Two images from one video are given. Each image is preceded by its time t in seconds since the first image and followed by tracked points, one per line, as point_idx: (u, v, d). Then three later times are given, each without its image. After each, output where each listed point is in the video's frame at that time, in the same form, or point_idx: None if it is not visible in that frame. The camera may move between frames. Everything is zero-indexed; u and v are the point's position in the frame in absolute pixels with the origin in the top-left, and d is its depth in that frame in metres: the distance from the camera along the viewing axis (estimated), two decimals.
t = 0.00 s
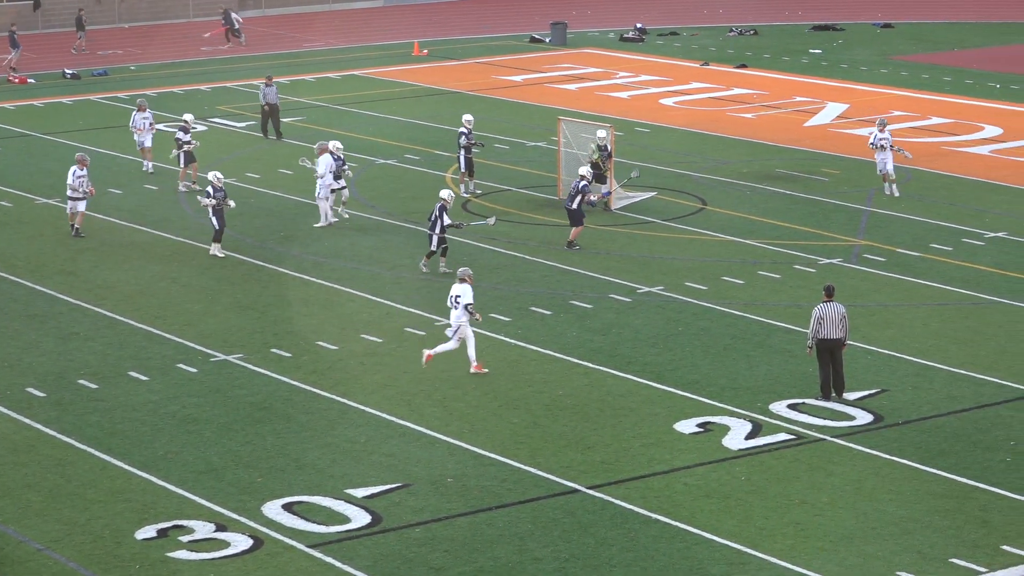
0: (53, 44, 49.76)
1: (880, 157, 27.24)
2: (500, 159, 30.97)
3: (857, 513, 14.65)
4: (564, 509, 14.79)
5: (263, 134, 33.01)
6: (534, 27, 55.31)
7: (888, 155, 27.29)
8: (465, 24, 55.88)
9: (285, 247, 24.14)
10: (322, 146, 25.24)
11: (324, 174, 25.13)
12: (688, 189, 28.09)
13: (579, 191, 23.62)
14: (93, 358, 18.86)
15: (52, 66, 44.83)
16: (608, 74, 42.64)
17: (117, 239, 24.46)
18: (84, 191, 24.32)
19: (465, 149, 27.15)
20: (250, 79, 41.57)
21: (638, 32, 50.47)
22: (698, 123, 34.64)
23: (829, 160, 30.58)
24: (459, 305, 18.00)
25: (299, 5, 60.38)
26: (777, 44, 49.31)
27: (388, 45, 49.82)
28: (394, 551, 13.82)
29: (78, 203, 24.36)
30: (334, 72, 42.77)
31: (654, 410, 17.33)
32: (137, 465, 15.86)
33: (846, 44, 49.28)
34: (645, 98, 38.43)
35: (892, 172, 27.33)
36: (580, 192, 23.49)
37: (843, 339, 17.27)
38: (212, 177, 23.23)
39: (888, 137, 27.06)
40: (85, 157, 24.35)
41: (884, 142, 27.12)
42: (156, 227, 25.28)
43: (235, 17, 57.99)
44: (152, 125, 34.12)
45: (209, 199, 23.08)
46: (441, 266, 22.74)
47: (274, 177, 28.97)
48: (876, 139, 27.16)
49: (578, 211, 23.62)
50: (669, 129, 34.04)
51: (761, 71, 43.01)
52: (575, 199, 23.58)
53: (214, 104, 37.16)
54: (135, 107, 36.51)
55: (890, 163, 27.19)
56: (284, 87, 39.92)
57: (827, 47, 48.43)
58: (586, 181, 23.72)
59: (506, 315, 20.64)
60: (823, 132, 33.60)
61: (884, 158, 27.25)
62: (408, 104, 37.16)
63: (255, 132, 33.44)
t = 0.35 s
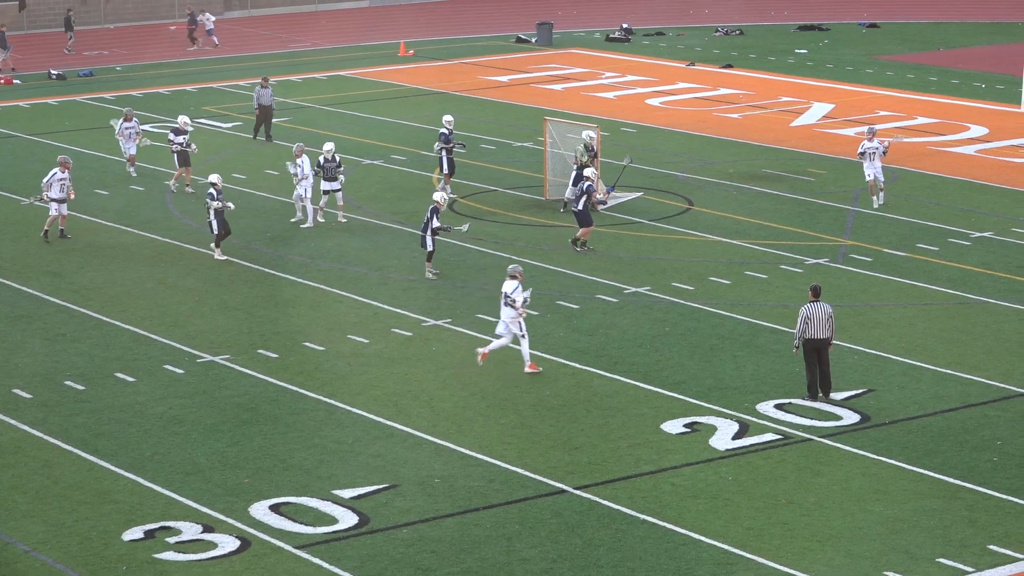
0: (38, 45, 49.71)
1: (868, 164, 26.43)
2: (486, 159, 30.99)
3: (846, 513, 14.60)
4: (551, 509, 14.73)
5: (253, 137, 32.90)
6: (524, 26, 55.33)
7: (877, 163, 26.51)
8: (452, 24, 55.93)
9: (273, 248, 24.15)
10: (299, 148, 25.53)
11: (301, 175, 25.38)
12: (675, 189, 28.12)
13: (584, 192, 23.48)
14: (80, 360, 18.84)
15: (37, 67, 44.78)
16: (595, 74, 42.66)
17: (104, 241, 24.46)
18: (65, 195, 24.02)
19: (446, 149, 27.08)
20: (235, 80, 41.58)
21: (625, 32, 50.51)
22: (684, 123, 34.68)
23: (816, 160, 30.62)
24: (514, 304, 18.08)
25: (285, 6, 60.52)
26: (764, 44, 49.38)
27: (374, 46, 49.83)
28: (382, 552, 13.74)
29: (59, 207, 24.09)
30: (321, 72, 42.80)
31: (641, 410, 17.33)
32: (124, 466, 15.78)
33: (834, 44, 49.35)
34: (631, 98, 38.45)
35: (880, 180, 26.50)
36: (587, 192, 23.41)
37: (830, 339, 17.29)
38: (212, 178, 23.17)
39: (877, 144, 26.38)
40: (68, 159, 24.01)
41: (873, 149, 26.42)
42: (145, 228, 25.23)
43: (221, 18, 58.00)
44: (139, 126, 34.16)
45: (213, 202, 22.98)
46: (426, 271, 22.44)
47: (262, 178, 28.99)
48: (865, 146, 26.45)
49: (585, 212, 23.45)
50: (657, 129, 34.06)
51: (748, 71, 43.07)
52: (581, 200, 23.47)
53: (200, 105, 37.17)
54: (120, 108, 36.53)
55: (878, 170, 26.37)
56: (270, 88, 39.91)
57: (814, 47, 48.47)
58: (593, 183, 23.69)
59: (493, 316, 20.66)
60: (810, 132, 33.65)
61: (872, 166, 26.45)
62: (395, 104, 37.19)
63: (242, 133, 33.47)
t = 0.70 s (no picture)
0: (34, 45, 49.73)
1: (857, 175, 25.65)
2: (483, 160, 30.99)
3: (844, 514, 14.60)
4: (549, 510, 14.72)
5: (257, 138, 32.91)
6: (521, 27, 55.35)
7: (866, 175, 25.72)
8: (450, 25, 55.94)
9: (270, 249, 24.15)
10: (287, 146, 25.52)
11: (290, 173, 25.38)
12: (672, 189, 28.13)
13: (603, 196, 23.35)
14: (78, 360, 18.83)
15: (32, 67, 44.71)
16: (592, 75, 42.68)
17: (101, 241, 24.46)
18: (58, 199, 23.93)
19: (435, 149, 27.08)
20: (231, 80, 41.58)
21: (623, 32, 50.52)
22: (680, 124, 34.70)
23: (813, 161, 30.64)
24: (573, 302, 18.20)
25: (283, 6, 60.50)
26: (761, 44, 49.39)
27: (371, 46, 49.84)
28: (379, 553, 13.73)
29: (52, 211, 23.99)
30: (318, 73, 42.81)
31: (638, 411, 17.32)
32: (121, 467, 15.77)
33: (831, 45, 49.37)
34: (628, 99, 38.44)
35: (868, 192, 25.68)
36: (603, 196, 23.26)
37: (826, 339, 17.30)
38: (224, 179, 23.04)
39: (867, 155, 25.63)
40: (58, 163, 23.90)
41: (862, 159, 25.64)
42: (143, 229, 25.24)
43: (218, 18, 58.01)
44: (135, 127, 34.18)
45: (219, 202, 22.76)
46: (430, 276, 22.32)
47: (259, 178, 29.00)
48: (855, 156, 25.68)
49: (601, 217, 23.31)
50: (654, 129, 34.08)
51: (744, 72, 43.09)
52: (597, 204, 23.32)
53: (197, 105, 37.18)
54: (118, 108, 36.55)
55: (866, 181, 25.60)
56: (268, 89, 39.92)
57: (811, 48, 48.49)
58: (607, 187, 23.55)
59: (490, 317, 20.67)
60: (807, 133, 33.67)
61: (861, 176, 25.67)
62: (392, 104, 37.21)
63: (238, 133, 33.50)
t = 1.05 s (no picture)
0: (35, 47, 49.77)
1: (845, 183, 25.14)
2: (484, 161, 30.99)
3: (845, 516, 14.59)
4: (549, 512, 14.73)
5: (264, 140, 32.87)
6: (522, 28, 55.36)
7: (853, 183, 25.22)
8: (450, 26, 55.97)
9: (271, 250, 24.16)
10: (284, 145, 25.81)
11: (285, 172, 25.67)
12: (672, 191, 28.15)
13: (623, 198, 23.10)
14: (79, 362, 18.84)
15: (32, 70, 44.68)
16: (592, 76, 42.71)
17: (102, 243, 24.48)
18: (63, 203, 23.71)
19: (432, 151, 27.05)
20: (231, 82, 41.59)
21: (624, 33, 50.54)
22: (681, 125, 34.72)
23: (814, 162, 30.65)
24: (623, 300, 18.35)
25: (283, 7, 60.53)
26: (761, 46, 49.40)
27: (370, 48, 49.84)
28: (380, 555, 13.73)
29: (56, 216, 23.71)
30: (318, 75, 42.83)
31: (639, 413, 17.33)
32: (122, 468, 15.78)
33: (831, 46, 49.39)
34: (629, 100, 38.44)
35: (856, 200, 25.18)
36: (622, 197, 23.03)
37: (826, 341, 17.33)
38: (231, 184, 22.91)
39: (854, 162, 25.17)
40: (62, 168, 23.85)
41: (850, 167, 25.14)
42: (144, 231, 25.26)
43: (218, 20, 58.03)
44: (136, 128, 34.22)
45: (226, 206, 22.72)
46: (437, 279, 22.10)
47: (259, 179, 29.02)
48: (842, 164, 25.15)
49: (616, 218, 23.10)
50: (654, 130, 34.10)
51: (744, 73, 43.11)
52: (615, 205, 23.07)
53: (197, 107, 37.20)
54: (118, 110, 36.59)
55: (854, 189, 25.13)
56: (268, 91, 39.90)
57: (811, 50, 48.49)
58: (626, 188, 23.27)
59: (491, 319, 20.68)
60: (807, 134, 33.69)
61: (848, 184, 25.17)
62: (393, 106, 37.22)
63: (239, 135, 33.53)
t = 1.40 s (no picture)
0: (34, 47, 49.75)
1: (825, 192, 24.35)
2: (483, 161, 30.98)
3: (844, 516, 14.59)
4: (548, 511, 14.72)
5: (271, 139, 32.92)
6: (521, 27, 55.36)
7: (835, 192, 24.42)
8: (449, 26, 55.97)
9: (270, 250, 24.17)
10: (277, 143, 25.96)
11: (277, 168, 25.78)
12: (671, 190, 28.15)
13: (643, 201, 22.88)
14: (78, 361, 18.84)
15: (31, 69, 44.73)
16: (591, 76, 42.71)
17: (101, 243, 24.48)
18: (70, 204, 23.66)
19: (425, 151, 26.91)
20: (230, 82, 41.59)
21: (623, 33, 50.55)
22: (680, 125, 34.71)
23: (812, 162, 30.64)
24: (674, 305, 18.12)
25: (283, 7, 60.53)
26: (761, 46, 49.41)
27: (369, 48, 49.83)
28: (378, 554, 13.72)
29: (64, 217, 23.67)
30: (317, 74, 42.83)
31: (638, 412, 17.33)
32: (121, 467, 15.78)
33: (830, 46, 49.38)
34: (628, 100, 38.44)
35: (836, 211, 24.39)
36: (639, 200, 22.83)
37: (826, 341, 17.31)
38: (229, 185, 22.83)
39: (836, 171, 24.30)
40: (69, 167, 23.79)
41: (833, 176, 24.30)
42: (143, 230, 25.27)
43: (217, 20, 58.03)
44: (135, 128, 34.23)
45: (225, 207, 22.68)
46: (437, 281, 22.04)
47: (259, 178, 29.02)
48: (824, 173, 24.33)
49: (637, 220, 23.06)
50: (653, 130, 34.10)
51: (743, 73, 43.10)
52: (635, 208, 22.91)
53: (196, 107, 37.20)
54: (117, 109, 36.60)
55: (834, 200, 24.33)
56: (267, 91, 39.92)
57: (811, 50, 48.48)
58: (645, 190, 23.05)
59: (490, 318, 20.68)
60: (806, 134, 33.69)
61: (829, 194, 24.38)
62: (393, 106, 37.22)
63: (238, 134, 33.55)
